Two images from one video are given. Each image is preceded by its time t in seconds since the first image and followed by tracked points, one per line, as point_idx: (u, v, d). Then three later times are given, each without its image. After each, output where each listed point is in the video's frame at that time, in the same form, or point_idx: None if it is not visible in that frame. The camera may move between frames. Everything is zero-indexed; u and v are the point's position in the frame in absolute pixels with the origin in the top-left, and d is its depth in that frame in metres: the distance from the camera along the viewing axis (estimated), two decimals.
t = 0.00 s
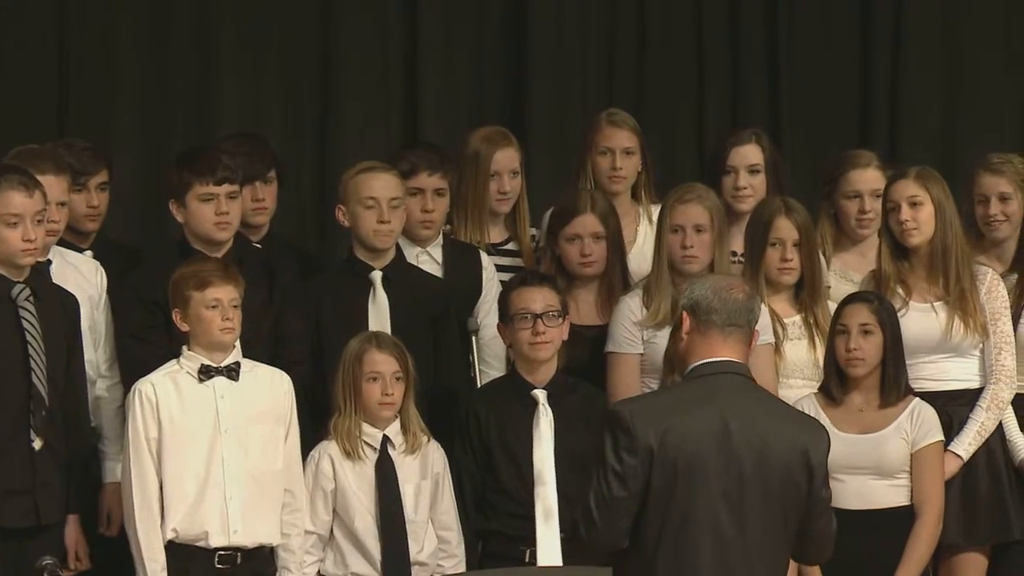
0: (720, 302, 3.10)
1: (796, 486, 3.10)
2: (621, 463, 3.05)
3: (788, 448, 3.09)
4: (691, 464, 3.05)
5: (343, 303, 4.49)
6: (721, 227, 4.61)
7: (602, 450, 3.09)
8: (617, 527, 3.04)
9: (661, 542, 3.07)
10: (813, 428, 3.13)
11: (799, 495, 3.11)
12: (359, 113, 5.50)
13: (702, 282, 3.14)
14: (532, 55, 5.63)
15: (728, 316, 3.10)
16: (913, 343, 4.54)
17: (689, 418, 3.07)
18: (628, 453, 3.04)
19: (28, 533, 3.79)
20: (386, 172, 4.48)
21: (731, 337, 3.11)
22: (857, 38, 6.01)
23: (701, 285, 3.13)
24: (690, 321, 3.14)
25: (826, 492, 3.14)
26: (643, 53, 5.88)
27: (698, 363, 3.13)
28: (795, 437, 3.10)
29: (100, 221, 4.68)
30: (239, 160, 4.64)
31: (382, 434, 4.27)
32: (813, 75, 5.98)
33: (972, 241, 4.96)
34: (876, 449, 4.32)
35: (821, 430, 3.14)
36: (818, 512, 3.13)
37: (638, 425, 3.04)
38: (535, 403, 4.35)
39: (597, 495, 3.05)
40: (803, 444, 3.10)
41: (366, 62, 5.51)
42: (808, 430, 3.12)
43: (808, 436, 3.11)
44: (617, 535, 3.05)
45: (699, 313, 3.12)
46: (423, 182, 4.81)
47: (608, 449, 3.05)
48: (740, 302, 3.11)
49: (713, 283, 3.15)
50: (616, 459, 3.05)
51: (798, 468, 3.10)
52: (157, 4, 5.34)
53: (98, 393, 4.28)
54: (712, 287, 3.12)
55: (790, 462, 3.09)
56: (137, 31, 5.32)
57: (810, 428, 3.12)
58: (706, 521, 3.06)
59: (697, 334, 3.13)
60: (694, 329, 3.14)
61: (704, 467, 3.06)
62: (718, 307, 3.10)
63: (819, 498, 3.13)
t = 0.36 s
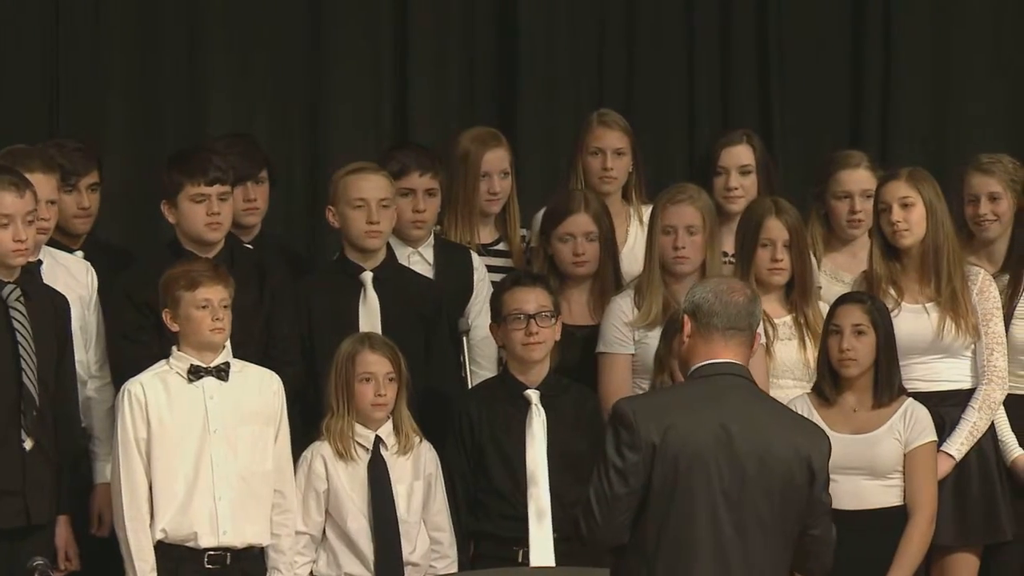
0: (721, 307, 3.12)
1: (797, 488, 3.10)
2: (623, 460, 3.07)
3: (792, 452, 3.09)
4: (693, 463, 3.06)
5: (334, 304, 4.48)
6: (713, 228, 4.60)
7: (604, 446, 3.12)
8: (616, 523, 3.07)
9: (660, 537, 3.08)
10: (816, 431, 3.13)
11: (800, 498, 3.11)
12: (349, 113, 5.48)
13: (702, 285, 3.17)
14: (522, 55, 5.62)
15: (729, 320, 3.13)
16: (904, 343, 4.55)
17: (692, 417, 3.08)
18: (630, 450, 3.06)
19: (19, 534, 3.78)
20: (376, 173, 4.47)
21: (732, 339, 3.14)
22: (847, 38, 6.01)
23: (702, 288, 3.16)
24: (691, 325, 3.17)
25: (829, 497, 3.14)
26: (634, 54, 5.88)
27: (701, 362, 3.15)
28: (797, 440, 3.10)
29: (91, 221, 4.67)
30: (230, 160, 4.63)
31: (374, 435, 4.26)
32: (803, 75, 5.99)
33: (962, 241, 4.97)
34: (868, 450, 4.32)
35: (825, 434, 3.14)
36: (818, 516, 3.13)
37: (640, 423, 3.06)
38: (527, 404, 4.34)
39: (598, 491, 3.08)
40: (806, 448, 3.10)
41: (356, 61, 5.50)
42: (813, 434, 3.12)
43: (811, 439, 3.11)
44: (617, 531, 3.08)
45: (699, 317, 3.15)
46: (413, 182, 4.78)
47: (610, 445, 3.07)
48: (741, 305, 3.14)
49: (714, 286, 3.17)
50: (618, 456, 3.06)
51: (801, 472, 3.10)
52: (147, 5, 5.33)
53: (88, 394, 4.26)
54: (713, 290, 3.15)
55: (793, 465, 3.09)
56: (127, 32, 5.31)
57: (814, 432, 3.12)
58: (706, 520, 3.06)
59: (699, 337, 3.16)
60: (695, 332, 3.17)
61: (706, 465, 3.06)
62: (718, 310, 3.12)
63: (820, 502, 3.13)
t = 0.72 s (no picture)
0: (708, 305, 3.17)
1: (784, 489, 3.13)
2: (607, 459, 3.11)
3: (778, 453, 3.12)
4: (677, 462, 3.10)
5: (323, 306, 4.47)
6: (702, 229, 4.61)
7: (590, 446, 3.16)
8: (599, 522, 3.12)
9: (643, 536, 3.13)
10: (805, 433, 3.15)
11: (787, 499, 3.13)
12: (338, 113, 5.48)
13: (690, 287, 3.21)
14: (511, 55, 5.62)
15: (716, 320, 3.17)
16: (893, 343, 4.55)
17: (678, 418, 3.11)
18: (614, 450, 3.10)
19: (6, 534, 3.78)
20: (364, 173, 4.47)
21: (720, 340, 3.18)
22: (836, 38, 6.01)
23: (690, 291, 3.20)
24: (679, 327, 3.21)
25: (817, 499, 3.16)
26: (624, 54, 5.87)
27: (689, 363, 3.19)
28: (784, 442, 3.13)
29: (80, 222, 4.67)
30: (218, 160, 4.63)
31: (363, 435, 4.25)
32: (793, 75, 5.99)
33: (951, 242, 4.97)
34: (858, 450, 4.32)
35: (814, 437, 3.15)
36: (805, 517, 3.15)
37: (625, 423, 3.10)
38: (517, 404, 4.33)
39: (582, 491, 3.13)
40: (792, 449, 3.13)
41: (345, 61, 5.50)
42: (799, 435, 3.14)
43: (798, 441, 3.14)
44: (601, 531, 3.12)
45: (687, 318, 3.18)
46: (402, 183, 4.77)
47: (595, 445, 3.12)
48: (728, 305, 3.18)
49: (701, 287, 3.22)
50: (602, 456, 3.11)
51: (787, 473, 3.12)
52: (136, 5, 5.32)
53: (76, 394, 4.26)
54: (700, 290, 3.19)
55: (779, 466, 3.12)
56: (116, 32, 5.30)
57: (801, 434, 3.15)
58: (690, 520, 3.10)
59: (687, 338, 3.19)
60: (684, 334, 3.20)
61: (691, 465, 3.10)
62: (706, 311, 3.16)
63: (807, 503, 3.15)
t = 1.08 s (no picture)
0: (673, 305, 3.13)
1: (751, 486, 3.11)
2: (571, 468, 3.10)
3: (743, 451, 3.10)
4: (642, 467, 3.08)
5: (308, 307, 4.46)
6: (687, 230, 4.60)
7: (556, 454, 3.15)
8: (565, 530, 3.11)
9: (611, 542, 3.12)
10: (773, 429, 3.13)
11: (755, 496, 3.12)
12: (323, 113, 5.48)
13: (657, 286, 3.18)
14: (497, 55, 5.61)
15: (683, 320, 3.13)
16: (879, 344, 4.54)
17: (642, 422, 3.09)
18: (578, 458, 3.09)
19: None
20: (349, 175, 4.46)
21: (687, 341, 3.14)
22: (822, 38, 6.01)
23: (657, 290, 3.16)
24: (647, 327, 3.18)
25: (788, 495, 3.14)
26: (610, 54, 5.88)
27: (656, 365, 3.16)
28: (750, 439, 3.11)
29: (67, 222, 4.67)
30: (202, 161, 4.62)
31: (348, 436, 4.25)
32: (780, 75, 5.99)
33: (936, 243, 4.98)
34: (843, 451, 4.31)
35: (782, 434, 3.13)
36: (778, 512, 3.13)
37: (588, 430, 3.08)
38: (503, 406, 4.33)
39: (549, 499, 3.12)
40: (758, 445, 3.11)
41: (330, 61, 5.49)
42: (765, 431, 3.12)
43: (764, 438, 3.12)
44: (568, 537, 3.12)
45: (654, 319, 3.15)
46: (388, 184, 4.77)
47: (559, 454, 3.11)
48: (695, 305, 3.14)
49: (669, 286, 3.19)
50: (566, 464, 3.10)
51: (753, 469, 3.11)
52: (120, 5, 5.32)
53: (61, 395, 4.26)
54: (666, 290, 3.16)
55: (745, 463, 3.10)
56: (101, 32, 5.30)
57: (766, 430, 3.13)
58: (657, 523, 3.09)
59: (654, 337, 3.16)
60: (651, 335, 3.17)
61: (656, 468, 3.08)
62: (671, 310, 3.13)
63: (777, 499, 3.13)
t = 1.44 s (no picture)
0: (625, 308, 3.09)
1: (713, 482, 3.09)
2: (530, 475, 3.04)
3: (704, 447, 3.08)
4: (602, 471, 3.03)
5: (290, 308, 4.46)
6: (669, 231, 4.59)
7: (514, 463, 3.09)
8: (527, 540, 3.05)
9: (573, 549, 3.05)
10: (729, 425, 3.11)
11: (718, 493, 3.09)
12: (304, 111, 5.48)
13: (608, 287, 3.13)
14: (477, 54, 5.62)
15: (636, 321, 3.09)
16: (858, 345, 4.55)
17: (597, 426, 3.05)
18: (537, 465, 3.03)
19: None
20: (329, 176, 4.46)
21: (641, 342, 3.11)
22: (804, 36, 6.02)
23: (606, 290, 3.12)
24: (598, 326, 3.14)
25: (747, 489, 3.13)
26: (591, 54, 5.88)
27: (612, 367, 3.12)
28: (710, 435, 3.09)
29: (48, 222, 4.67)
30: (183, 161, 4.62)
31: (329, 437, 4.24)
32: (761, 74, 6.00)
33: (918, 244, 4.98)
34: (821, 451, 4.32)
35: (738, 427, 3.12)
36: (740, 508, 3.11)
37: (545, 436, 3.03)
38: (484, 406, 4.34)
39: (509, 508, 3.06)
40: (719, 440, 3.09)
41: (310, 60, 5.49)
42: (725, 427, 3.11)
43: (724, 433, 3.10)
44: (531, 545, 3.06)
45: (605, 321, 3.12)
46: (371, 185, 4.76)
47: (517, 462, 3.05)
48: (644, 305, 3.10)
49: (619, 285, 3.14)
50: (525, 472, 3.04)
51: (715, 465, 3.09)
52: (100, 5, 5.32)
53: (42, 397, 4.25)
54: (617, 292, 3.11)
55: (707, 459, 3.08)
56: (82, 31, 5.30)
57: (725, 425, 3.11)
58: (621, 526, 3.03)
59: (607, 339, 3.12)
60: (602, 335, 3.13)
61: (615, 473, 3.04)
62: (623, 313, 3.09)
63: (738, 494, 3.11)
